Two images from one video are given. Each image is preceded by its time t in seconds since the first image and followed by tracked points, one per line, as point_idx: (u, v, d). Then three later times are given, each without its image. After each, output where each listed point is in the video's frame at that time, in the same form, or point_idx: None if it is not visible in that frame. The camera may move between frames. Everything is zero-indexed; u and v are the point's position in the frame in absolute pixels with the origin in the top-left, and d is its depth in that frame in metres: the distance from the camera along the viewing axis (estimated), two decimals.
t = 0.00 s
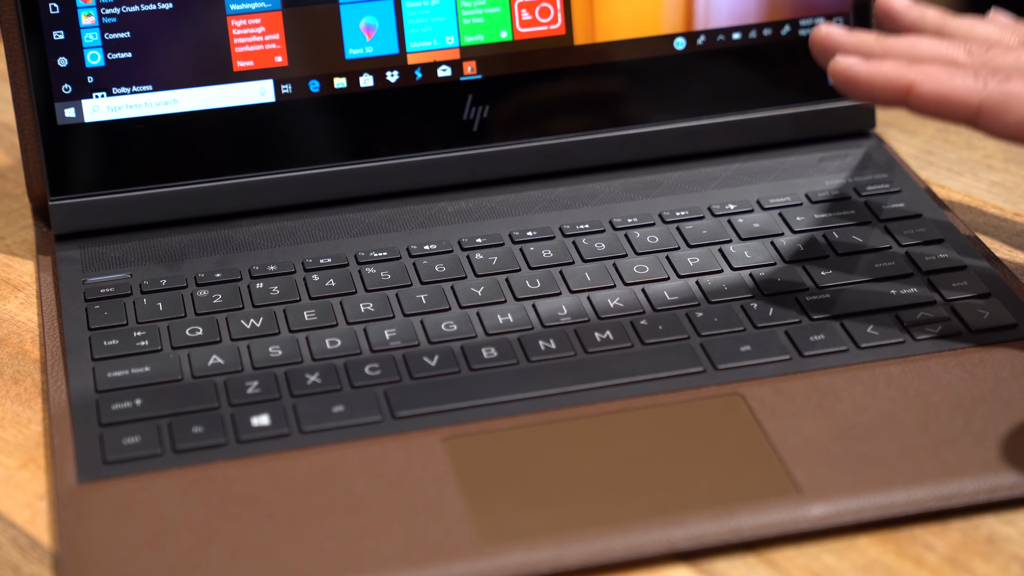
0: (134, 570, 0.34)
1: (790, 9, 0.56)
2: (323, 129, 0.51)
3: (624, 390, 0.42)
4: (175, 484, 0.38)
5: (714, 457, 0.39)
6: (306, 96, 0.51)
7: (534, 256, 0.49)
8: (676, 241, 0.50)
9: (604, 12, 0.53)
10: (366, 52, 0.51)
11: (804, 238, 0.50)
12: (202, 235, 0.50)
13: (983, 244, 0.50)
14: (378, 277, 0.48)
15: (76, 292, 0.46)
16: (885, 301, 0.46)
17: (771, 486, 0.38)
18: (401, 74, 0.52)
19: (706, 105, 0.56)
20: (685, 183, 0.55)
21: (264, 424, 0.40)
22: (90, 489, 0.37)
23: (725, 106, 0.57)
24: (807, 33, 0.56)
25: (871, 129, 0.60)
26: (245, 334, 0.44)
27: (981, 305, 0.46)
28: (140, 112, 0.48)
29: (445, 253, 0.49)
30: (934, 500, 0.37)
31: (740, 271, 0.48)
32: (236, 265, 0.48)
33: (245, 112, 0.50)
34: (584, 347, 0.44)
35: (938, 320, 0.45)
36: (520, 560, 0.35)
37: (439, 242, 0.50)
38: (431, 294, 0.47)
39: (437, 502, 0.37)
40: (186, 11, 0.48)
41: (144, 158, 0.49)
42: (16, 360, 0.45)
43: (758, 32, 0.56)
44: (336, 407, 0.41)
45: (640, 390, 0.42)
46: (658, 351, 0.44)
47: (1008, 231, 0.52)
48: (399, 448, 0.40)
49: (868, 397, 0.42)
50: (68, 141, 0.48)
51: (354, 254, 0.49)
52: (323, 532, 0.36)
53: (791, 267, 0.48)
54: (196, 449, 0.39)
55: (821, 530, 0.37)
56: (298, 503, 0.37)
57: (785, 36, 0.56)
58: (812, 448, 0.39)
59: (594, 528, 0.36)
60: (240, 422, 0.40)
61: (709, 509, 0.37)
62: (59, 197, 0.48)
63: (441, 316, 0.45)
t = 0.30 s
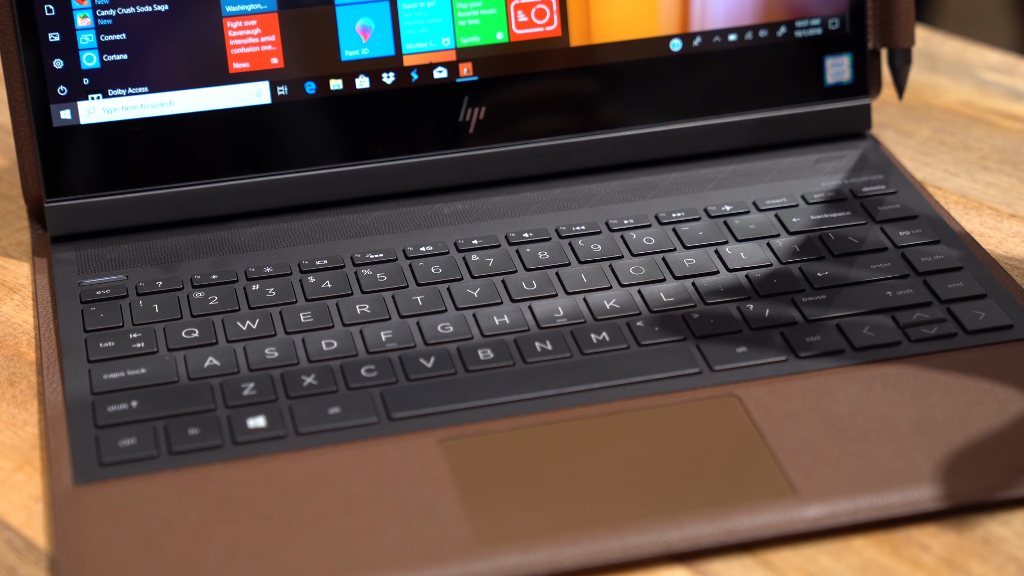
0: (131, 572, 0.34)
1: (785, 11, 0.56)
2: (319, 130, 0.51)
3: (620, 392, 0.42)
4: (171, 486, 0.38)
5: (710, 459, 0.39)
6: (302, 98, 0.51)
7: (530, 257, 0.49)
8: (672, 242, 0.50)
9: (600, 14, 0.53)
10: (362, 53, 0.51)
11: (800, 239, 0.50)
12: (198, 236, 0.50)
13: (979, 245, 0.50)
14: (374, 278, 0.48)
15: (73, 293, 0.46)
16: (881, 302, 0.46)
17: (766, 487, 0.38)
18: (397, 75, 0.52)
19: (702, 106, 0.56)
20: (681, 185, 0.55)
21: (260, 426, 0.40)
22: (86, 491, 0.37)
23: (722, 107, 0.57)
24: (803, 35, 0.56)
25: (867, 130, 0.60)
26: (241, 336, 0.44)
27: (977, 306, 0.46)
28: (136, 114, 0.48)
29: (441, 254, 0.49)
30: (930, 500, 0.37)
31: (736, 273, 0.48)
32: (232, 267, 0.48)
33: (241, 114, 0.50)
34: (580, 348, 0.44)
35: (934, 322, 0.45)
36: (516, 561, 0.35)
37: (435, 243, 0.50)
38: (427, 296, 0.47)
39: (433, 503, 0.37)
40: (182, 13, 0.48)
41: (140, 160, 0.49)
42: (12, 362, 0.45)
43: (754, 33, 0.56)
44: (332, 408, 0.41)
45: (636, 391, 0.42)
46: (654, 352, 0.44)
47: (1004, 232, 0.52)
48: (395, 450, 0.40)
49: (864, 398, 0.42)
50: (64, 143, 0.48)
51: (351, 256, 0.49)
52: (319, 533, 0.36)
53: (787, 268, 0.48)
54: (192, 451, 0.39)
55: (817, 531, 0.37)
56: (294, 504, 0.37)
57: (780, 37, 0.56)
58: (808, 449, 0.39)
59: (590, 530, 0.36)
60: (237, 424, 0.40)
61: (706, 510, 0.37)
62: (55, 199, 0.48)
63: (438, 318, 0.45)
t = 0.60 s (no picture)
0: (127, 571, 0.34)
1: (781, 9, 0.56)
2: (315, 129, 0.51)
3: (615, 391, 0.42)
4: (167, 485, 0.38)
5: (706, 457, 0.39)
6: (298, 97, 0.51)
7: (526, 256, 0.49)
8: (668, 241, 0.50)
9: (595, 13, 0.53)
10: (358, 52, 0.51)
11: (795, 238, 0.50)
12: (194, 235, 0.50)
13: (974, 244, 0.50)
14: (370, 278, 0.48)
15: (68, 293, 0.46)
16: (877, 300, 0.46)
17: (762, 486, 0.38)
18: (392, 74, 0.52)
19: (698, 105, 0.56)
20: (677, 184, 0.55)
21: (255, 425, 0.40)
22: (81, 490, 0.37)
23: (718, 106, 0.57)
24: (798, 33, 0.56)
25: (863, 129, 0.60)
26: (236, 335, 0.44)
27: (973, 305, 0.46)
28: (131, 113, 0.48)
29: (437, 253, 0.49)
30: (926, 499, 0.37)
31: (731, 271, 0.48)
32: (228, 266, 0.48)
33: (236, 113, 0.50)
34: (576, 347, 0.44)
35: (929, 320, 0.45)
36: (512, 560, 0.35)
37: (430, 242, 0.50)
38: (423, 295, 0.47)
39: (429, 502, 0.37)
40: (177, 12, 0.48)
41: (136, 158, 0.49)
42: (7, 361, 0.45)
43: (750, 32, 0.56)
44: (327, 407, 0.41)
45: (631, 390, 0.42)
46: (650, 351, 0.44)
47: (999, 230, 0.52)
48: (391, 449, 0.40)
49: (859, 397, 0.42)
50: (59, 142, 0.47)
51: (346, 255, 0.49)
52: (315, 532, 0.36)
53: (783, 267, 0.48)
54: (187, 450, 0.39)
55: (813, 530, 0.37)
56: (290, 504, 0.37)
57: (776, 36, 0.56)
58: (803, 448, 0.39)
59: (586, 529, 0.36)
60: (232, 423, 0.40)
61: (702, 508, 0.37)
62: (50, 198, 0.48)
63: (433, 317, 0.45)
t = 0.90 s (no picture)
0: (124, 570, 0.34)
1: (779, 7, 0.56)
2: (313, 127, 0.51)
3: (613, 389, 0.42)
4: (165, 483, 0.38)
5: (704, 456, 0.39)
6: (296, 94, 0.51)
7: (524, 254, 0.49)
8: (666, 239, 0.50)
9: (594, 11, 0.53)
10: (356, 50, 0.51)
11: (794, 236, 0.50)
12: (192, 233, 0.50)
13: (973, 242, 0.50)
14: (368, 275, 0.48)
15: (66, 290, 0.46)
16: (875, 299, 0.46)
17: (760, 484, 0.38)
18: (390, 72, 0.52)
19: (697, 103, 0.56)
20: (675, 182, 0.55)
21: (253, 423, 0.40)
22: (79, 488, 0.38)
23: (716, 104, 0.57)
24: (797, 31, 0.56)
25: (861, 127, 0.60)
26: (235, 333, 0.44)
27: (971, 302, 0.46)
28: (129, 110, 0.48)
29: (435, 251, 0.49)
30: (924, 497, 0.37)
31: (730, 269, 0.48)
32: (226, 264, 0.48)
33: (234, 110, 0.50)
34: (574, 345, 0.44)
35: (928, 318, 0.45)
36: (510, 558, 0.35)
37: (429, 240, 0.50)
38: (421, 293, 0.47)
39: (428, 500, 0.37)
40: (175, 10, 0.48)
41: (134, 156, 0.49)
42: (5, 358, 0.45)
43: (748, 30, 0.56)
44: (325, 405, 0.41)
45: (629, 388, 0.42)
46: (648, 349, 0.44)
47: (998, 229, 0.52)
48: (389, 447, 0.40)
49: (857, 395, 0.42)
50: (57, 140, 0.47)
51: (344, 253, 0.49)
52: (313, 530, 0.36)
53: (781, 265, 0.48)
54: (185, 448, 0.39)
55: (811, 528, 0.37)
56: (289, 501, 0.37)
57: (774, 34, 0.56)
58: (802, 446, 0.39)
59: (584, 527, 0.36)
60: (230, 420, 0.40)
61: (700, 506, 0.37)
62: (49, 195, 0.48)
63: (431, 315, 0.45)
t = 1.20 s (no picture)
0: (129, 559, 0.34)
1: None
2: (316, 117, 0.51)
3: (617, 379, 0.42)
4: (169, 472, 0.38)
5: (707, 446, 0.39)
6: (299, 85, 0.50)
7: (527, 245, 0.49)
8: (670, 230, 0.50)
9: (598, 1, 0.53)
10: (359, 40, 0.51)
11: (797, 227, 0.50)
12: (195, 223, 0.50)
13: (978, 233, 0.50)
14: (371, 266, 0.48)
15: (69, 280, 0.46)
16: (879, 290, 0.46)
17: (763, 474, 0.38)
18: (393, 62, 0.52)
19: (700, 94, 0.56)
20: (679, 172, 0.55)
21: (257, 413, 0.40)
22: (83, 477, 0.38)
23: (720, 95, 0.57)
24: (801, 22, 0.56)
25: (865, 118, 0.59)
26: (238, 323, 0.44)
27: (975, 293, 0.46)
28: (132, 100, 0.48)
29: (438, 242, 0.49)
30: (928, 488, 0.37)
31: (733, 260, 0.48)
32: (229, 254, 0.48)
33: (237, 101, 0.50)
34: (577, 335, 0.44)
35: (931, 310, 0.45)
36: (513, 549, 0.35)
37: (432, 231, 0.50)
38: (424, 283, 0.47)
39: (431, 490, 0.37)
40: None
41: (137, 146, 0.49)
42: (9, 348, 0.45)
43: (752, 20, 0.56)
44: (329, 395, 0.41)
45: (632, 378, 0.42)
46: (652, 340, 0.44)
47: (1002, 220, 0.52)
48: (392, 437, 0.40)
49: (861, 386, 0.42)
50: (60, 130, 0.47)
51: (348, 243, 0.49)
52: (317, 520, 0.36)
53: (785, 256, 0.48)
54: (189, 437, 0.39)
55: (814, 518, 0.37)
56: (293, 491, 0.37)
57: (778, 24, 0.56)
58: (805, 437, 0.39)
59: (588, 517, 0.36)
60: (234, 410, 0.40)
61: (703, 497, 0.37)
62: (52, 185, 0.48)
63: (435, 305, 0.45)
